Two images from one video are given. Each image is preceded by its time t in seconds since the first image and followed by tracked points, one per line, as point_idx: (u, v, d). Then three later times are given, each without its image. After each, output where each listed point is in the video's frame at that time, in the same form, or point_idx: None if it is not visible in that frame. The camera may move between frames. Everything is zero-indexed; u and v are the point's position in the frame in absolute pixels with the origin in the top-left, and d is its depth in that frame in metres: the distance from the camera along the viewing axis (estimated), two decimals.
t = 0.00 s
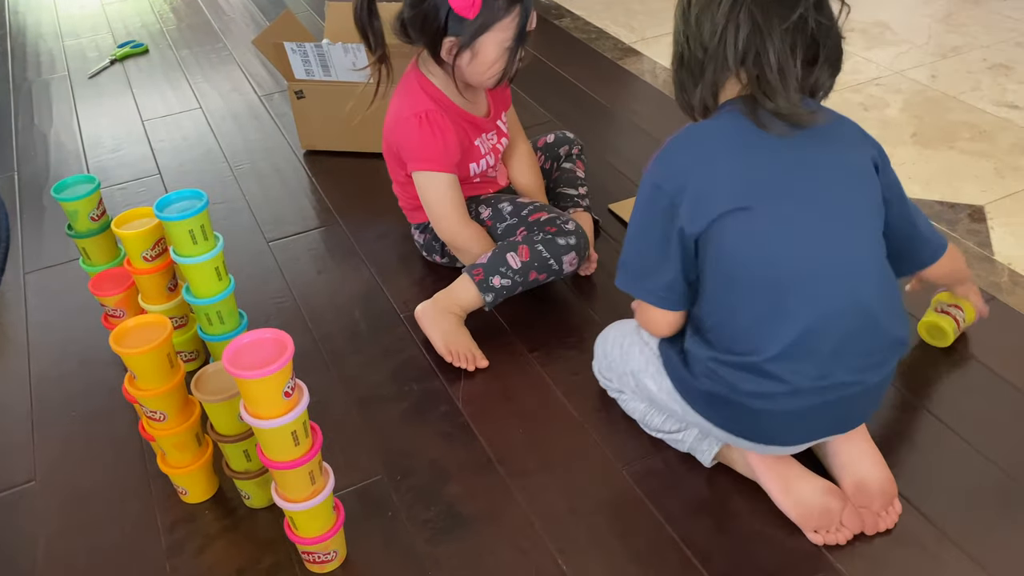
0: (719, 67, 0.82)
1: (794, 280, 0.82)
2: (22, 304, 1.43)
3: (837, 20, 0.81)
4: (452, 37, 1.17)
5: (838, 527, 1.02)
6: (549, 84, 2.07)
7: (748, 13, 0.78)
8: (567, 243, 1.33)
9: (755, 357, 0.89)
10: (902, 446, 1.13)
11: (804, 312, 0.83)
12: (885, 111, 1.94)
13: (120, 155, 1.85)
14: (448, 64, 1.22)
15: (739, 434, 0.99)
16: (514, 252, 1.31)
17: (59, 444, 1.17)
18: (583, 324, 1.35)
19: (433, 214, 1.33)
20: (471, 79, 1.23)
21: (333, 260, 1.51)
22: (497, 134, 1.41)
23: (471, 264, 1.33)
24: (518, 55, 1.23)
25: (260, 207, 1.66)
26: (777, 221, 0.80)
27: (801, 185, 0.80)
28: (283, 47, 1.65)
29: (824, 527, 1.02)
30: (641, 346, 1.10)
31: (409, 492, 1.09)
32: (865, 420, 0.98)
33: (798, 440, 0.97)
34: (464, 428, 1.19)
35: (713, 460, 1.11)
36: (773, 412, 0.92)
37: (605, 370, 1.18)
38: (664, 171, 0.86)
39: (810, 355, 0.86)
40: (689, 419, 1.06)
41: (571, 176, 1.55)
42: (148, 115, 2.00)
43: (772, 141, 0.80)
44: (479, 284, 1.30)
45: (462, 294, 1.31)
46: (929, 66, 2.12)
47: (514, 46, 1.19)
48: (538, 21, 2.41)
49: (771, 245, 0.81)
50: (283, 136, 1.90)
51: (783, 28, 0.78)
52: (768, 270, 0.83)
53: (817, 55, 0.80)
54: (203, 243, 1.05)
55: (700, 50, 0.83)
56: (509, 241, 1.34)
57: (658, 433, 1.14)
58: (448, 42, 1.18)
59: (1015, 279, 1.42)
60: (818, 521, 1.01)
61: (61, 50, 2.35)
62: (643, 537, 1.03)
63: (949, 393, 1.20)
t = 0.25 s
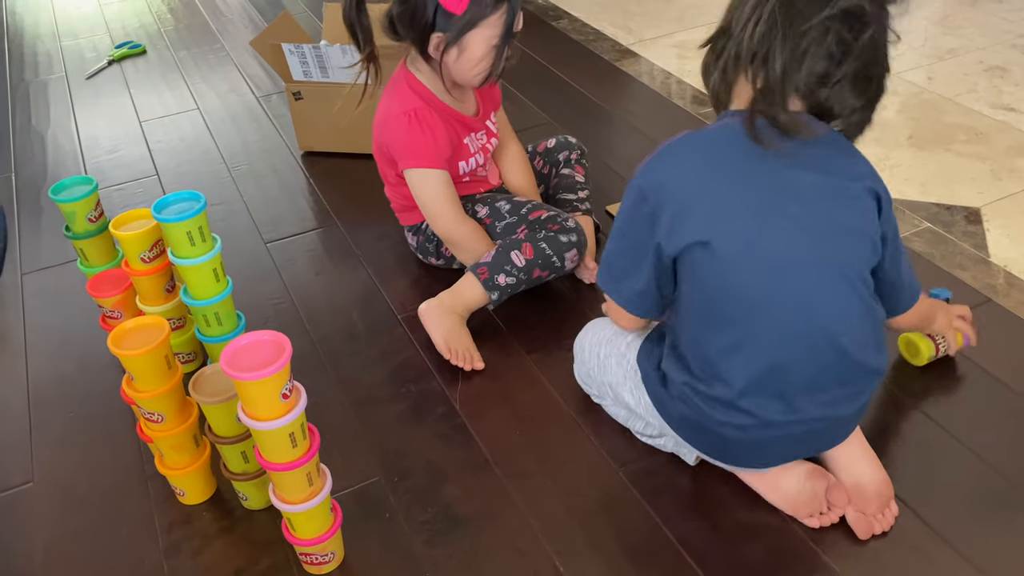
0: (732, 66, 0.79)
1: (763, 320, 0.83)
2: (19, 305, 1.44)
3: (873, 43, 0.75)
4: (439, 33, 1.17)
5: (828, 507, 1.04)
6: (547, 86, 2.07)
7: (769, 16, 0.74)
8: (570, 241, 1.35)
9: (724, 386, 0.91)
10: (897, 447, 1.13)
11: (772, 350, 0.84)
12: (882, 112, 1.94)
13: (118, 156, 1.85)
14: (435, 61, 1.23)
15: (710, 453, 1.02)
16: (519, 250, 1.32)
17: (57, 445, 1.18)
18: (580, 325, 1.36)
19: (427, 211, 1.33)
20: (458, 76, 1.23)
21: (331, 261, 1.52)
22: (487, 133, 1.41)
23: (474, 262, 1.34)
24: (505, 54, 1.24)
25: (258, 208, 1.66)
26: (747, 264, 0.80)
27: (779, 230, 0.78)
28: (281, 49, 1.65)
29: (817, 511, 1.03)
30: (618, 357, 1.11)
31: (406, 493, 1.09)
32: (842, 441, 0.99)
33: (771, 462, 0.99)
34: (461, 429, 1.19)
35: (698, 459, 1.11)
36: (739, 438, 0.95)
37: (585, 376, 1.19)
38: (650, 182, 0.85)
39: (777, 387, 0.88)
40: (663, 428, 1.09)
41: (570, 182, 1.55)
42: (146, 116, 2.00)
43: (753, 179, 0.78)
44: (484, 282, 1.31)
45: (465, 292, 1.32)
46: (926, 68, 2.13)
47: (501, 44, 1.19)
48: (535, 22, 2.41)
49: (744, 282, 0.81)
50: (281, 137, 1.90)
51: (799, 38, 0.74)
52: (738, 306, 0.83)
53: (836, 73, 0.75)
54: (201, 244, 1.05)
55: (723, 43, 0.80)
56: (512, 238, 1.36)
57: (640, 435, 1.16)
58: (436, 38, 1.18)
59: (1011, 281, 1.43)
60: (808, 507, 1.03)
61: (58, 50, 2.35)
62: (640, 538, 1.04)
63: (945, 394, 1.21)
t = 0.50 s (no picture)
0: (740, 77, 0.78)
1: (751, 329, 0.83)
2: (17, 305, 1.43)
3: (882, 76, 0.76)
4: (426, 24, 1.17)
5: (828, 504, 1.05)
6: (545, 86, 2.07)
7: (791, 34, 0.73)
8: (562, 235, 1.36)
9: (712, 394, 0.91)
10: (894, 447, 1.13)
11: (759, 360, 0.84)
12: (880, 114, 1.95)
13: (116, 156, 1.85)
14: (421, 53, 1.23)
15: (700, 462, 1.01)
16: (511, 248, 1.33)
17: (55, 444, 1.18)
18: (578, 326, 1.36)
19: (419, 207, 1.33)
20: (443, 70, 1.23)
21: (329, 261, 1.52)
22: (478, 130, 1.41)
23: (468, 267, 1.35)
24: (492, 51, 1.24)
25: (256, 208, 1.66)
26: (737, 274, 0.80)
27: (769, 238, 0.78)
28: (280, 49, 1.65)
29: (816, 509, 1.03)
30: (610, 361, 1.12)
31: (404, 494, 1.09)
32: (833, 454, 0.97)
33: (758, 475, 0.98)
34: (459, 429, 1.19)
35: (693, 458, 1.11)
36: (725, 446, 0.95)
37: (580, 377, 1.20)
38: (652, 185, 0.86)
39: (765, 398, 0.88)
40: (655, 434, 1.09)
41: (566, 180, 1.55)
42: (144, 116, 2.00)
43: (745, 187, 0.78)
44: (479, 284, 1.31)
45: (461, 294, 1.32)
46: (924, 69, 2.13)
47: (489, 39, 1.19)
48: (534, 22, 2.41)
49: (733, 291, 0.81)
50: (279, 137, 1.90)
51: (816, 62, 0.74)
52: (727, 316, 0.83)
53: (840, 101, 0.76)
54: (199, 244, 1.05)
55: (733, 50, 0.79)
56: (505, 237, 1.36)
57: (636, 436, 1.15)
58: (422, 29, 1.18)
59: (1008, 281, 1.43)
60: (808, 505, 1.03)
61: (57, 50, 2.35)
62: (637, 538, 1.04)
63: (942, 395, 1.21)
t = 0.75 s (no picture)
0: (757, 86, 0.79)
1: (747, 318, 0.82)
2: (19, 305, 1.43)
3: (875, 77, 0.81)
4: (426, 19, 1.17)
5: (828, 497, 1.05)
6: (547, 87, 2.07)
7: (813, 44, 0.75)
8: (560, 229, 1.36)
9: (707, 383, 0.90)
10: (897, 449, 1.13)
11: (754, 350, 0.84)
12: (882, 115, 1.95)
13: (118, 155, 1.85)
14: (420, 49, 1.23)
15: (692, 454, 1.01)
16: (511, 248, 1.33)
17: (57, 444, 1.17)
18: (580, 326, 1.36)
19: (417, 200, 1.33)
20: (441, 67, 1.23)
21: (331, 261, 1.52)
22: (476, 129, 1.41)
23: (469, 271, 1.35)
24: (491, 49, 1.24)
25: (258, 209, 1.66)
26: (736, 263, 0.80)
27: (769, 226, 0.78)
28: (282, 49, 1.65)
29: (818, 503, 1.04)
30: (607, 363, 1.12)
31: (407, 494, 1.09)
32: (828, 453, 0.97)
33: (754, 469, 0.98)
34: (462, 430, 1.19)
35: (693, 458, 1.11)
36: (720, 439, 0.94)
37: (578, 378, 1.19)
38: (655, 177, 0.87)
39: (758, 389, 0.88)
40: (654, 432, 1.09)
41: (564, 182, 1.55)
42: (146, 116, 2.00)
43: (748, 175, 0.79)
44: (484, 286, 1.31)
45: (467, 299, 1.32)
46: (925, 71, 2.13)
47: (488, 38, 1.19)
48: (536, 24, 2.41)
49: (732, 279, 0.81)
50: (281, 138, 1.90)
51: (834, 70, 0.76)
52: (725, 305, 0.84)
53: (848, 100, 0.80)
54: (203, 244, 1.05)
55: (747, 60, 0.79)
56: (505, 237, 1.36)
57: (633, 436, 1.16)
58: (421, 25, 1.18)
59: (1011, 283, 1.43)
60: (810, 499, 1.03)
61: (58, 50, 2.35)
62: (641, 539, 1.04)
63: (945, 395, 1.21)
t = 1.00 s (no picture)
0: (739, 89, 0.79)
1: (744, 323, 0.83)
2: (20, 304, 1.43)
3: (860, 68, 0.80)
4: (430, 19, 1.17)
5: (829, 496, 1.05)
6: (548, 88, 2.07)
7: (790, 43, 0.75)
8: (564, 235, 1.36)
9: (704, 388, 0.91)
10: (897, 450, 1.13)
11: (751, 354, 0.84)
12: (882, 117, 1.95)
13: (119, 155, 1.85)
14: (424, 48, 1.23)
15: (690, 457, 1.01)
16: (518, 256, 1.32)
17: (58, 443, 1.18)
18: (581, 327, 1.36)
19: (418, 201, 1.33)
20: (444, 68, 1.23)
21: (332, 261, 1.52)
22: (477, 130, 1.41)
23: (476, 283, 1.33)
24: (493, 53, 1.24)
25: (259, 208, 1.66)
26: (733, 268, 0.80)
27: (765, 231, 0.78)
28: (284, 49, 1.65)
29: (818, 502, 1.04)
30: (605, 365, 1.12)
31: (408, 494, 1.09)
32: (825, 454, 0.97)
33: (752, 472, 0.98)
34: (462, 429, 1.19)
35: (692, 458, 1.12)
36: (718, 443, 0.94)
37: (578, 381, 1.19)
38: (647, 183, 0.87)
39: (756, 393, 0.88)
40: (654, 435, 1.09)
41: (564, 184, 1.55)
42: (147, 116, 2.00)
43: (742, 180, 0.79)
44: (494, 298, 1.30)
45: (477, 311, 1.30)
46: (926, 73, 2.14)
47: (490, 42, 1.19)
48: (537, 25, 2.41)
49: (729, 284, 0.81)
50: (282, 138, 1.90)
51: (816, 64, 0.76)
52: (722, 310, 0.84)
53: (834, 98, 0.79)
54: (204, 243, 1.05)
55: (725, 65, 0.79)
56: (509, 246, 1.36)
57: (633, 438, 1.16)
58: (424, 24, 1.18)
59: (1011, 284, 1.43)
60: (810, 499, 1.03)
61: (59, 50, 2.35)
62: (641, 539, 1.04)
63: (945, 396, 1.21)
